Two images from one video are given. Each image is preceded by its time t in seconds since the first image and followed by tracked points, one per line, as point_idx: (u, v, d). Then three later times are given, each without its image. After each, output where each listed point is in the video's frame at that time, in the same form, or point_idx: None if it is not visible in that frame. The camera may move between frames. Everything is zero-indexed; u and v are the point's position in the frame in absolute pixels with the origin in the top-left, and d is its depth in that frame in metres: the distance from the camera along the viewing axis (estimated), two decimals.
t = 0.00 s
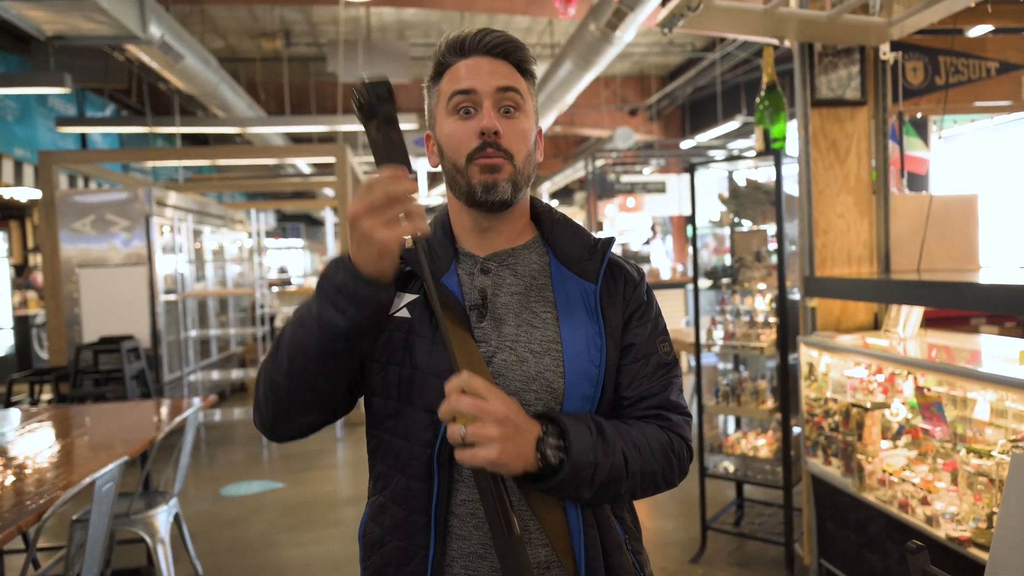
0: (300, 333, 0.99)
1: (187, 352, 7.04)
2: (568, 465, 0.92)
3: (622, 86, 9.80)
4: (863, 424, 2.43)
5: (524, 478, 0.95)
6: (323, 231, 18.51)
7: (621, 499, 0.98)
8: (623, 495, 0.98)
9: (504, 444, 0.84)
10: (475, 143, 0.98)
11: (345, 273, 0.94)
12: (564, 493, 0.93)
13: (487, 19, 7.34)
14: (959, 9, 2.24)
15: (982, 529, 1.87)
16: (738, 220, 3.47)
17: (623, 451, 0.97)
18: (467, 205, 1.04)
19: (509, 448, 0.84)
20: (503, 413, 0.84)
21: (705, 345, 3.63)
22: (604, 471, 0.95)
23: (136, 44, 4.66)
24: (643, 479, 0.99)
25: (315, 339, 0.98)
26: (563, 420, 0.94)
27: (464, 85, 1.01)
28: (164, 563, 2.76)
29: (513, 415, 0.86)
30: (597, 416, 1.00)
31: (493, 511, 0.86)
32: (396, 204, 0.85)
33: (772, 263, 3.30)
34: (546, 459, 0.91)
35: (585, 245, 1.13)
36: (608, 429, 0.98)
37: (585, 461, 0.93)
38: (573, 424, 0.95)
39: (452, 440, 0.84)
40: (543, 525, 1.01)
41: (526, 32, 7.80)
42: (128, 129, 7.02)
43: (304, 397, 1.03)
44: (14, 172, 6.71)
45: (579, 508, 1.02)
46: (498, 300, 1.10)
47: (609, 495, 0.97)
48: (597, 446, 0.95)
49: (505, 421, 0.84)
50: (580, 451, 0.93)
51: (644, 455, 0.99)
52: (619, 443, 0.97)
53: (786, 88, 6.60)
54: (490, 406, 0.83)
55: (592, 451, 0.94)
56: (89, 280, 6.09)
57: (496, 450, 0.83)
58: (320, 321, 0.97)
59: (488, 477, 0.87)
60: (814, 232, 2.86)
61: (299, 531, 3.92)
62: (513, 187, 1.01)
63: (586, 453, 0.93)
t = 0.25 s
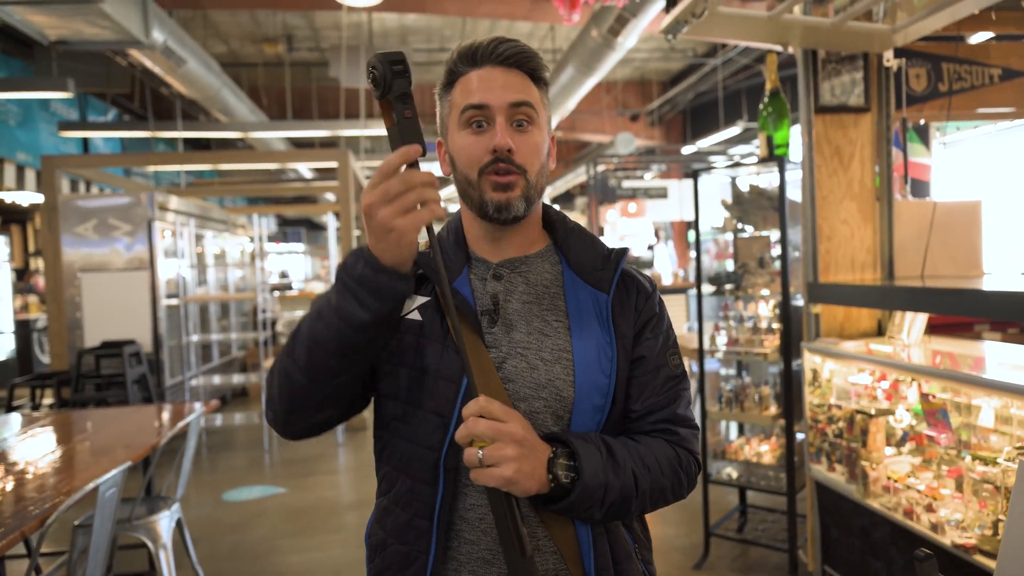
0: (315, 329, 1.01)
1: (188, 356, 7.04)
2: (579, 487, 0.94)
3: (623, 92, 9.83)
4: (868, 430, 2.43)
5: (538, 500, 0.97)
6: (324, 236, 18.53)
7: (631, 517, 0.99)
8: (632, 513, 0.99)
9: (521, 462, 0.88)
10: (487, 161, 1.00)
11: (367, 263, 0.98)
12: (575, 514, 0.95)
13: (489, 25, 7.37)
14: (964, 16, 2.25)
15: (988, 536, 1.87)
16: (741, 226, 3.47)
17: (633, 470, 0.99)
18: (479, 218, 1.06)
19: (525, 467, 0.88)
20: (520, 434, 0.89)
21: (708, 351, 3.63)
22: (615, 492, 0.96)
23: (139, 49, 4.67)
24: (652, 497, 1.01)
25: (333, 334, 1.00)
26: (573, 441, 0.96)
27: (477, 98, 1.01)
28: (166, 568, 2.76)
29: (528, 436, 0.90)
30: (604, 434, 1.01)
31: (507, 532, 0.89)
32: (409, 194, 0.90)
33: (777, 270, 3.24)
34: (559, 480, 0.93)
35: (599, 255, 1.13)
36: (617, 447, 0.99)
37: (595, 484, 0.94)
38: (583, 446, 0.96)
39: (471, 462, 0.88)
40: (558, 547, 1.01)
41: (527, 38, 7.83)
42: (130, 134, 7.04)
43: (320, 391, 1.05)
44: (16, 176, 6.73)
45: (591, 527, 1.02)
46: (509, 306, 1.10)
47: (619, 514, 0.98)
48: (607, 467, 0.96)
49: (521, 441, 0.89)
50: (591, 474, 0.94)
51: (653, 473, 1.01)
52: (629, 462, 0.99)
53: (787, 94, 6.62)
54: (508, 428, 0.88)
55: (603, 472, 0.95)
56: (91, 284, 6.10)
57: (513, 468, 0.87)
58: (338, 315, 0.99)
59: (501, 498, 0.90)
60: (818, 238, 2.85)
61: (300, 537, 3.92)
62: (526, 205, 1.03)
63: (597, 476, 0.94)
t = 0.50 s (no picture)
0: (392, 403, 1.01)
1: (188, 356, 7.04)
2: (597, 476, 0.97)
3: (623, 91, 9.84)
4: (869, 429, 2.45)
5: (556, 488, 1.01)
6: (322, 235, 18.51)
7: (645, 509, 1.02)
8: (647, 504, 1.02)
9: (543, 453, 0.91)
10: (501, 177, 1.04)
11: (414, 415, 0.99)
12: (592, 502, 0.98)
13: (488, 24, 7.37)
14: (966, 15, 2.26)
15: (989, 533, 1.88)
16: (743, 225, 3.48)
17: (648, 463, 1.01)
18: (491, 227, 1.10)
19: (548, 458, 0.92)
20: (542, 426, 0.92)
21: (710, 349, 3.66)
22: (630, 483, 0.99)
23: (138, 47, 4.67)
24: (667, 490, 1.03)
25: (414, 422, 1.00)
26: (591, 430, 0.99)
27: (494, 109, 1.04)
28: (168, 567, 2.76)
29: (551, 428, 0.93)
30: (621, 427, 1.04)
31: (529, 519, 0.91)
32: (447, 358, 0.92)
33: (778, 268, 3.25)
34: (576, 468, 0.97)
35: (614, 253, 1.14)
36: (632, 439, 1.02)
37: (612, 473, 0.97)
38: (600, 435, 0.99)
39: (492, 454, 0.91)
40: (569, 536, 1.05)
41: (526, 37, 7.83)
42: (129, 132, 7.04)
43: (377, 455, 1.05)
44: (13, 175, 6.72)
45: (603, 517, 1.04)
46: (521, 308, 1.13)
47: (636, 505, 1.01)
48: (623, 459, 0.99)
49: (544, 433, 0.92)
50: (608, 463, 0.97)
51: (668, 467, 1.03)
52: (644, 455, 1.01)
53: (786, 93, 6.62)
54: (530, 421, 0.91)
55: (619, 462, 0.98)
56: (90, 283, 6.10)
57: (538, 459, 0.91)
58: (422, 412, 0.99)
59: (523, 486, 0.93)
60: (820, 238, 2.87)
61: (302, 536, 3.93)
62: (539, 219, 1.07)
63: (614, 466, 0.98)
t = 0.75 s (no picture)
0: (411, 438, 1.02)
1: (179, 351, 7.00)
2: (593, 468, 0.98)
3: (614, 84, 9.84)
4: (861, 420, 2.46)
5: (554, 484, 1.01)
6: (312, 229, 18.43)
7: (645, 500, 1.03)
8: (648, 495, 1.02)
9: (538, 450, 0.92)
10: (497, 196, 1.05)
11: (437, 448, 1.01)
12: (591, 495, 0.99)
13: (479, 17, 7.34)
14: (958, 10, 2.28)
15: (981, 522, 1.91)
16: (736, 219, 3.48)
17: (646, 453, 1.02)
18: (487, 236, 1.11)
19: (542, 454, 0.93)
20: (534, 423, 0.92)
21: (703, 342, 3.68)
22: (628, 476, 0.99)
23: (125, 39, 4.61)
24: (667, 480, 1.04)
25: (433, 456, 1.02)
26: (586, 424, 1.00)
27: (491, 125, 1.02)
28: (162, 563, 2.75)
29: (543, 424, 0.94)
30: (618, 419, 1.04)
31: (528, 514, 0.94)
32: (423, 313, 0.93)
33: (772, 261, 3.31)
34: (572, 461, 0.98)
35: (611, 246, 1.15)
36: (629, 431, 1.02)
37: (608, 466, 0.98)
38: (595, 428, 1.00)
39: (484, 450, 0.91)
40: (572, 526, 1.06)
41: (518, 29, 7.81)
42: (116, 125, 6.96)
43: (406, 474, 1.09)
44: None
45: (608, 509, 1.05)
46: (518, 307, 1.13)
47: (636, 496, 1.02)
48: (620, 452, 1.00)
49: (537, 429, 0.93)
50: (604, 455, 0.98)
51: (667, 457, 1.03)
52: (642, 446, 1.02)
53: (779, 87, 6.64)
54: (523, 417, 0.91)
55: (616, 455, 0.99)
56: (78, 278, 6.04)
57: (533, 456, 0.91)
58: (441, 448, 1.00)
59: (519, 483, 0.94)
60: (813, 230, 2.88)
61: (296, 531, 3.92)
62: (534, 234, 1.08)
63: (610, 459, 0.98)
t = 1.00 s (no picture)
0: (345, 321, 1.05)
1: (169, 351, 6.95)
2: (601, 497, 0.97)
3: (605, 84, 9.86)
4: (856, 417, 2.48)
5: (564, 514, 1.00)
6: (302, 229, 18.35)
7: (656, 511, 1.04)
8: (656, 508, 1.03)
9: (543, 480, 0.91)
10: (501, 185, 1.05)
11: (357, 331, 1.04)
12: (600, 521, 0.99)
13: (471, 16, 7.34)
14: (949, 11, 2.29)
15: (975, 517, 1.92)
16: (730, 218, 3.49)
17: (652, 468, 1.01)
18: (492, 229, 1.11)
19: (548, 484, 0.92)
20: (535, 453, 0.92)
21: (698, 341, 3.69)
22: (636, 494, 0.99)
23: (115, 37, 4.58)
24: (674, 489, 1.04)
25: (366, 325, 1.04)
26: (590, 449, 0.99)
27: (493, 116, 1.03)
28: (156, 566, 2.73)
29: (547, 454, 0.94)
30: (622, 435, 1.04)
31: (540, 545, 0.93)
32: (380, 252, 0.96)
33: (766, 260, 3.30)
34: (579, 491, 0.97)
35: (614, 246, 1.15)
36: (635, 449, 1.02)
37: (617, 492, 0.98)
38: (599, 453, 0.99)
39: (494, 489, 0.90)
40: (582, 536, 1.07)
41: (509, 28, 7.80)
42: (105, 124, 6.90)
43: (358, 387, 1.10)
44: None
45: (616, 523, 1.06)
46: (524, 304, 1.13)
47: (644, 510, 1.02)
48: (627, 472, 1.00)
49: (539, 460, 0.92)
50: (610, 484, 0.97)
51: (674, 468, 1.04)
52: (648, 460, 1.02)
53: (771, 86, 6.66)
54: (523, 449, 0.91)
55: (622, 478, 0.98)
56: (67, 279, 5.99)
57: (537, 488, 0.90)
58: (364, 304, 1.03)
59: (531, 517, 0.93)
60: (806, 229, 2.89)
61: (291, 531, 3.91)
62: (538, 223, 1.09)
63: (618, 484, 0.98)
